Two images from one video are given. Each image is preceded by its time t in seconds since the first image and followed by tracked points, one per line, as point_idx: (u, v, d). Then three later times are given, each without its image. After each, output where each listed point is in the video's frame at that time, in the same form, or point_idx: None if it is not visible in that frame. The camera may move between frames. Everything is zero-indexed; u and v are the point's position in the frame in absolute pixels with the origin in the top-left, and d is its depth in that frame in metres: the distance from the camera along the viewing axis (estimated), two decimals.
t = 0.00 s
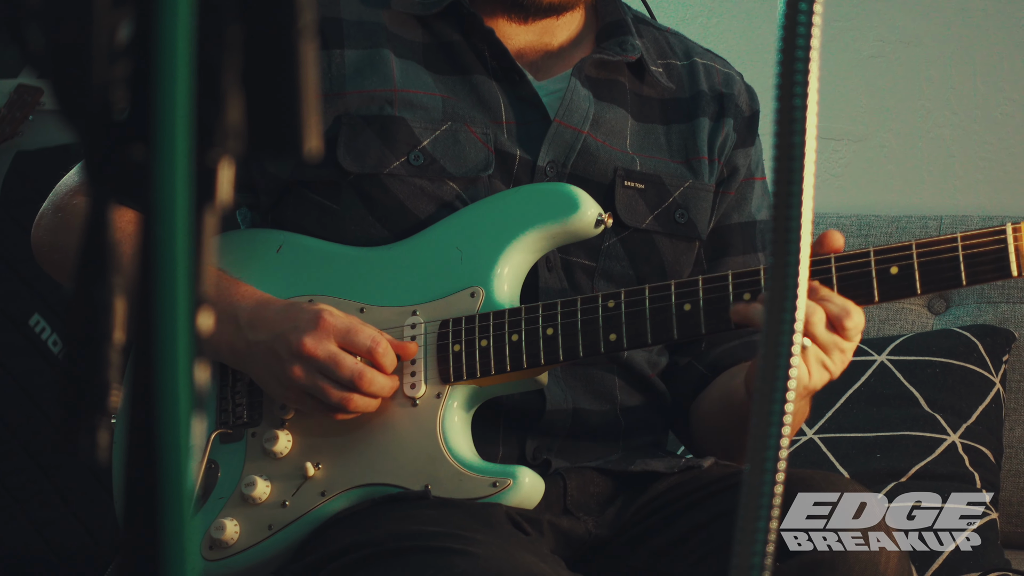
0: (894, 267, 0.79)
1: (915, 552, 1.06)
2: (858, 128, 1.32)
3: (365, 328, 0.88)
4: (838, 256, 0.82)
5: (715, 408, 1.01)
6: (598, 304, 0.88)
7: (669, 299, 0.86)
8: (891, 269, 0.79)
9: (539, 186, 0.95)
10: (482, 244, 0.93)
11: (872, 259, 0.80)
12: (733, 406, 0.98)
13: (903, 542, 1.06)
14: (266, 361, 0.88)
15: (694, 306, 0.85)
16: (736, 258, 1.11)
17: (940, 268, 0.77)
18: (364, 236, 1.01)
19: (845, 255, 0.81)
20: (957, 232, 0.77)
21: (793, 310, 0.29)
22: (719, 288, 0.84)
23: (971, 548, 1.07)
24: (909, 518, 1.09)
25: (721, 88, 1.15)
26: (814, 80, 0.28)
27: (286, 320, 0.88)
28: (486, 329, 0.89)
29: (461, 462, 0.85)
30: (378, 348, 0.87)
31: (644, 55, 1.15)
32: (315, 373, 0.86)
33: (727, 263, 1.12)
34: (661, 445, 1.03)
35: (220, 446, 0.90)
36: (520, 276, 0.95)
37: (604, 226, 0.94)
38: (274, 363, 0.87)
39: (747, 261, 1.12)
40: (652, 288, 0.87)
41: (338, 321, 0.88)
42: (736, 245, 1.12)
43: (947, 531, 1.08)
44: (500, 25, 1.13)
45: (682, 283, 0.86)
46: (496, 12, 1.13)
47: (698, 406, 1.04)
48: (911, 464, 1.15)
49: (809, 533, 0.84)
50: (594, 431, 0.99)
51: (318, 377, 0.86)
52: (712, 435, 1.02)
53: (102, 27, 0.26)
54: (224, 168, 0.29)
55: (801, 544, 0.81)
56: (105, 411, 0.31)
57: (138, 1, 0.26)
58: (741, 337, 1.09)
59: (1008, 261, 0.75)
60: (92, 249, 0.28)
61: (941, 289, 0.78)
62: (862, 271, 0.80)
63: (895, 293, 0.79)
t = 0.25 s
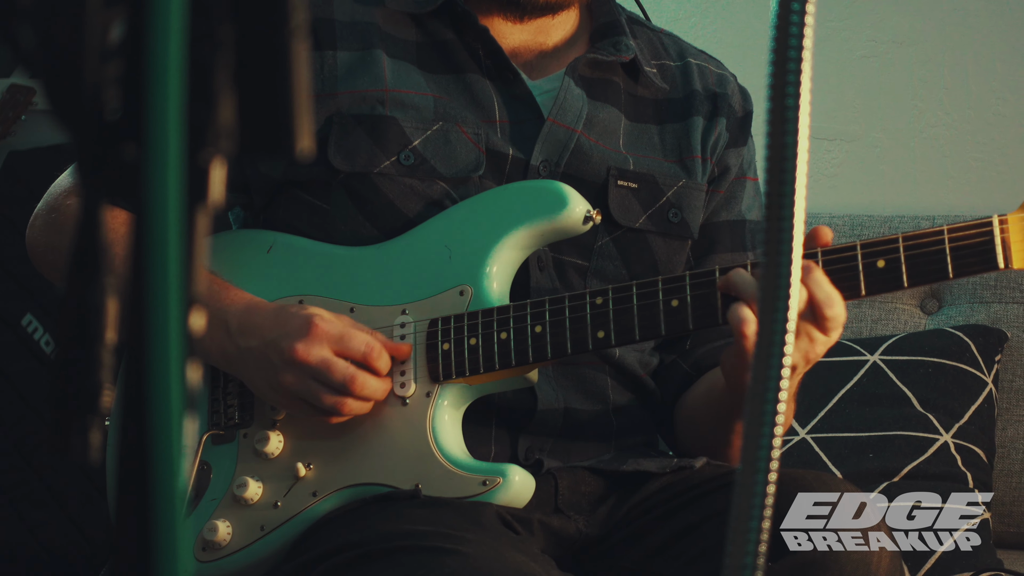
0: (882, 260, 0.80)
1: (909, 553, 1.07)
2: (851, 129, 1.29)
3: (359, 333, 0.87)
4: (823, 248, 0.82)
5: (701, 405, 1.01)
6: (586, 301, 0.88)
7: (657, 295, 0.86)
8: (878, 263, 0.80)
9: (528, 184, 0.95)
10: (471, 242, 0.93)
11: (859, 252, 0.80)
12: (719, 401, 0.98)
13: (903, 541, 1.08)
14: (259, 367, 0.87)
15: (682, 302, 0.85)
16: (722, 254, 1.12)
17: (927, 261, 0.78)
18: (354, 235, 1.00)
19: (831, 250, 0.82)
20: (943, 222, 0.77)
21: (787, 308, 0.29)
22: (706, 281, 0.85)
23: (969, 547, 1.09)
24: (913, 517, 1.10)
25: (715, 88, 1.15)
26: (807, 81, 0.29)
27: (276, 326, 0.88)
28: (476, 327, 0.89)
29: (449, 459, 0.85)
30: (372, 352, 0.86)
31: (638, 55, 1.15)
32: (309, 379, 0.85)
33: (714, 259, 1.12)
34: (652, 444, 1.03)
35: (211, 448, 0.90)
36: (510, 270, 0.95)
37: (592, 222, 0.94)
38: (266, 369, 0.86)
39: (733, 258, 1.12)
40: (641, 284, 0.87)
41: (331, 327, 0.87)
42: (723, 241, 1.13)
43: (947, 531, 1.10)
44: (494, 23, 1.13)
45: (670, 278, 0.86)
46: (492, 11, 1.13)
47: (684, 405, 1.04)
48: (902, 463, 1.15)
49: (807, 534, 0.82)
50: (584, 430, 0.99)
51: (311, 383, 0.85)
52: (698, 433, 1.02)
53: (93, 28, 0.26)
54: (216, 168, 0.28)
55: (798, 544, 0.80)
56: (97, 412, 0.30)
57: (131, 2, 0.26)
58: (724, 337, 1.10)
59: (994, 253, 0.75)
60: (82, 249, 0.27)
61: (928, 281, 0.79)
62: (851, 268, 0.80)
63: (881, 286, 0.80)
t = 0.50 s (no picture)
0: (879, 267, 0.80)
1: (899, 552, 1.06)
2: (843, 129, 1.35)
3: (343, 323, 0.87)
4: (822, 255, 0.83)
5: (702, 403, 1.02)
6: (583, 304, 0.89)
7: (654, 298, 0.87)
8: (877, 269, 0.80)
9: (522, 186, 0.95)
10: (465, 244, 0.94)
11: (857, 259, 0.81)
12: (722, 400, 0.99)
13: (903, 542, 1.07)
14: (245, 361, 0.87)
15: (678, 306, 0.86)
16: (724, 260, 1.12)
17: (925, 268, 0.78)
18: (345, 233, 1.01)
19: (828, 255, 0.82)
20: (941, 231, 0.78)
21: (778, 309, 0.30)
22: (704, 288, 0.85)
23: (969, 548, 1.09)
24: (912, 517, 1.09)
25: (708, 88, 1.16)
26: (798, 82, 0.29)
27: (261, 321, 0.88)
28: (470, 328, 0.89)
29: (443, 459, 0.85)
30: (357, 341, 0.86)
31: (631, 54, 1.15)
32: (294, 372, 0.86)
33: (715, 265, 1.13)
34: (645, 444, 1.03)
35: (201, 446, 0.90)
36: (504, 273, 0.95)
37: (586, 225, 0.95)
38: (252, 363, 0.87)
39: (735, 263, 1.13)
40: (637, 287, 0.87)
41: (314, 318, 0.87)
42: (724, 248, 1.13)
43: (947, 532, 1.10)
44: (485, 24, 1.14)
45: (666, 283, 0.86)
46: (483, 11, 1.13)
47: (687, 403, 1.05)
48: (895, 463, 1.16)
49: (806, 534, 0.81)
50: (576, 430, 1.00)
51: (298, 375, 0.85)
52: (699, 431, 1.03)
53: (85, 29, 0.26)
54: (208, 168, 0.29)
55: (799, 545, 0.80)
56: (88, 411, 0.30)
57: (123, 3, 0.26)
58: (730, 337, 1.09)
59: (993, 261, 0.76)
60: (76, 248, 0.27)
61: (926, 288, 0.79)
62: (846, 271, 0.81)
63: (879, 291, 0.80)
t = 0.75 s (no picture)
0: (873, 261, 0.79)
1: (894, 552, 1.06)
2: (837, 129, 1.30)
3: (345, 332, 0.87)
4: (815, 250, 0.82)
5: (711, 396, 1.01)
6: (576, 302, 0.89)
7: (647, 296, 0.87)
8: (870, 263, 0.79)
9: (516, 185, 0.95)
10: (459, 243, 0.93)
11: (848, 253, 0.80)
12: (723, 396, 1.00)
13: (903, 541, 1.07)
14: (243, 362, 0.87)
15: (672, 303, 0.86)
16: (717, 251, 1.12)
17: (917, 262, 0.78)
18: (339, 232, 1.00)
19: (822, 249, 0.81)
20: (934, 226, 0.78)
21: (770, 309, 0.29)
22: (696, 283, 0.85)
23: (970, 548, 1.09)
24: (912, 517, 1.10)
25: (699, 86, 1.16)
26: (792, 80, 0.29)
27: (261, 324, 0.88)
28: (464, 327, 0.89)
29: (438, 459, 0.85)
30: (357, 353, 0.86)
31: (621, 54, 1.15)
32: (292, 377, 0.85)
33: (711, 253, 1.13)
34: (638, 443, 1.04)
35: (197, 447, 0.90)
36: (497, 272, 0.95)
37: (580, 222, 0.95)
38: (250, 364, 0.86)
39: (731, 253, 1.13)
40: (630, 284, 0.87)
41: (317, 324, 0.87)
42: (717, 237, 1.13)
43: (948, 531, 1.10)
44: (479, 24, 1.13)
45: (659, 280, 0.86)
46: (476, 11, 1.13)
47: (697, 391, 1.04)
48: (886, 464, 1.16)
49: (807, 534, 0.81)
50: (570, 429, 1.00)
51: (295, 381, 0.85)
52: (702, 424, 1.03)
53: (78, 27, 0.26)
54: (200, 168, 0.28)
55: (798, 544, 0.80)
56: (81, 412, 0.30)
57: (115, 1, 0.26)
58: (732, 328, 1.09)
59: (986, 256, 0.76)
60: (66, 247, 0.27)
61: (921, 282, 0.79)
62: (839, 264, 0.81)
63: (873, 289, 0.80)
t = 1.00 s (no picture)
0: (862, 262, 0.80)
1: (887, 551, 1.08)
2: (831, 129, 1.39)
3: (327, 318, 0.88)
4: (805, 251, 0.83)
5: (689, 384, 1.01)
6: (566, 302, 0.89)
7: (637, 296, 0.87)
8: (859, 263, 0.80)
9: (507, 185, 0.95)
10: (449, 244, 0.93)
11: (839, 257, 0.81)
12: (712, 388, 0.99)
13: (903, 542, 1.09)
14: (229, 361, 0.87)
15: (662, 303, 0.86)
16: (703, 244, 1.12)
17: (908, 262, 0.79)
18: (330, 232, 1.00)
19: (812, 252, 0.82)
20: (924, 226, 0.78)
21: (762, 309, 0.30)
22: (686, 282, 0.85)
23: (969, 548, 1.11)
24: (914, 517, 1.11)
25: (689, 82, 1.16)
26: (782, 81, 0.29)
27: (243, 320, 0.88)
28: (454, 327, 0.89)
29: (428, 459, 0.85)
30: (343, 335, 0.87)
31: (611, 52, 1.15)
32: (281, 368, 0.86)
33: (695, 248, 1.13)
34: (629, 442, 1.05)
35: (187, 448, 0.89)
36: (488, 272, 0.95)
37: (571, 222, 0.94)
38: (236, 362, 0.87)
39: (716, 246, 1.13)
40: (621, 285, 0.88)
41: (299, 314, 0.87)
42: (703, 232, 1.13)
43: (947, 532, 1.11)
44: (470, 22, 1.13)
45: (649, 281, 0.87)
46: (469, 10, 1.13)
47: (678, 381, 1.04)
48: (879, 462, 1.17)
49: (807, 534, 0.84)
50: (560, 427, 1.00)
51: (285, 371, 0.86)
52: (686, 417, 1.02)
53: (69, 27, 0.26)
54: (192, 168, 0.28)
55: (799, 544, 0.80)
56: (72, 411, 0.30)
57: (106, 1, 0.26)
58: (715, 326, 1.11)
59: (975, 255, 0.76)
60: (58, 247, 0.27)
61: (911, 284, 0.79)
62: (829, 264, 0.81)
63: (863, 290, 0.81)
